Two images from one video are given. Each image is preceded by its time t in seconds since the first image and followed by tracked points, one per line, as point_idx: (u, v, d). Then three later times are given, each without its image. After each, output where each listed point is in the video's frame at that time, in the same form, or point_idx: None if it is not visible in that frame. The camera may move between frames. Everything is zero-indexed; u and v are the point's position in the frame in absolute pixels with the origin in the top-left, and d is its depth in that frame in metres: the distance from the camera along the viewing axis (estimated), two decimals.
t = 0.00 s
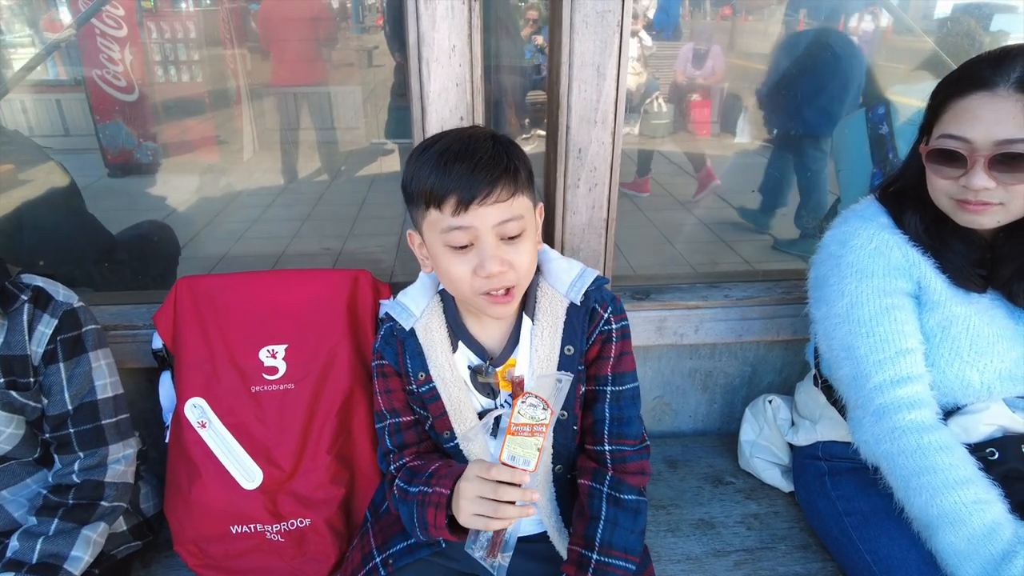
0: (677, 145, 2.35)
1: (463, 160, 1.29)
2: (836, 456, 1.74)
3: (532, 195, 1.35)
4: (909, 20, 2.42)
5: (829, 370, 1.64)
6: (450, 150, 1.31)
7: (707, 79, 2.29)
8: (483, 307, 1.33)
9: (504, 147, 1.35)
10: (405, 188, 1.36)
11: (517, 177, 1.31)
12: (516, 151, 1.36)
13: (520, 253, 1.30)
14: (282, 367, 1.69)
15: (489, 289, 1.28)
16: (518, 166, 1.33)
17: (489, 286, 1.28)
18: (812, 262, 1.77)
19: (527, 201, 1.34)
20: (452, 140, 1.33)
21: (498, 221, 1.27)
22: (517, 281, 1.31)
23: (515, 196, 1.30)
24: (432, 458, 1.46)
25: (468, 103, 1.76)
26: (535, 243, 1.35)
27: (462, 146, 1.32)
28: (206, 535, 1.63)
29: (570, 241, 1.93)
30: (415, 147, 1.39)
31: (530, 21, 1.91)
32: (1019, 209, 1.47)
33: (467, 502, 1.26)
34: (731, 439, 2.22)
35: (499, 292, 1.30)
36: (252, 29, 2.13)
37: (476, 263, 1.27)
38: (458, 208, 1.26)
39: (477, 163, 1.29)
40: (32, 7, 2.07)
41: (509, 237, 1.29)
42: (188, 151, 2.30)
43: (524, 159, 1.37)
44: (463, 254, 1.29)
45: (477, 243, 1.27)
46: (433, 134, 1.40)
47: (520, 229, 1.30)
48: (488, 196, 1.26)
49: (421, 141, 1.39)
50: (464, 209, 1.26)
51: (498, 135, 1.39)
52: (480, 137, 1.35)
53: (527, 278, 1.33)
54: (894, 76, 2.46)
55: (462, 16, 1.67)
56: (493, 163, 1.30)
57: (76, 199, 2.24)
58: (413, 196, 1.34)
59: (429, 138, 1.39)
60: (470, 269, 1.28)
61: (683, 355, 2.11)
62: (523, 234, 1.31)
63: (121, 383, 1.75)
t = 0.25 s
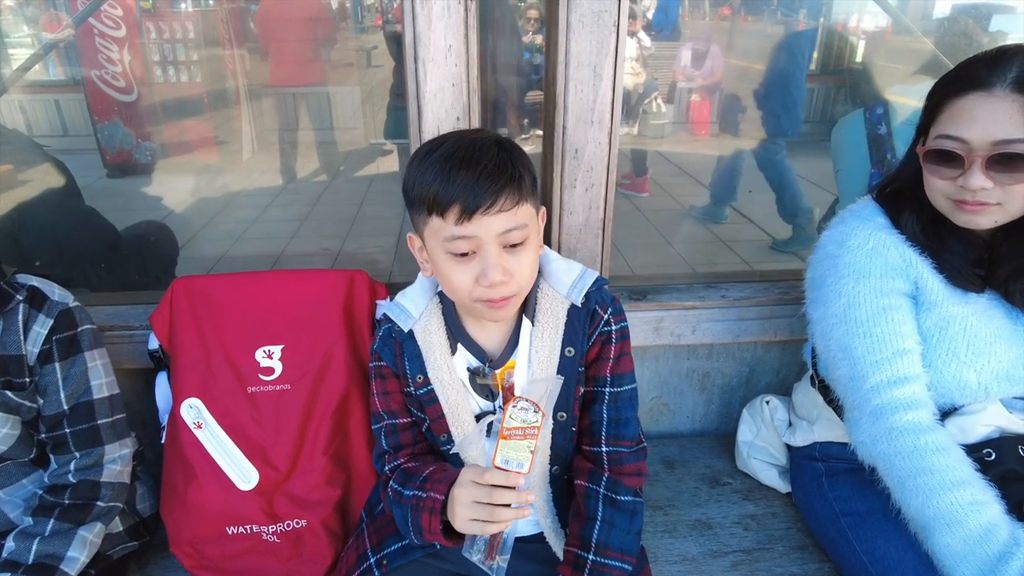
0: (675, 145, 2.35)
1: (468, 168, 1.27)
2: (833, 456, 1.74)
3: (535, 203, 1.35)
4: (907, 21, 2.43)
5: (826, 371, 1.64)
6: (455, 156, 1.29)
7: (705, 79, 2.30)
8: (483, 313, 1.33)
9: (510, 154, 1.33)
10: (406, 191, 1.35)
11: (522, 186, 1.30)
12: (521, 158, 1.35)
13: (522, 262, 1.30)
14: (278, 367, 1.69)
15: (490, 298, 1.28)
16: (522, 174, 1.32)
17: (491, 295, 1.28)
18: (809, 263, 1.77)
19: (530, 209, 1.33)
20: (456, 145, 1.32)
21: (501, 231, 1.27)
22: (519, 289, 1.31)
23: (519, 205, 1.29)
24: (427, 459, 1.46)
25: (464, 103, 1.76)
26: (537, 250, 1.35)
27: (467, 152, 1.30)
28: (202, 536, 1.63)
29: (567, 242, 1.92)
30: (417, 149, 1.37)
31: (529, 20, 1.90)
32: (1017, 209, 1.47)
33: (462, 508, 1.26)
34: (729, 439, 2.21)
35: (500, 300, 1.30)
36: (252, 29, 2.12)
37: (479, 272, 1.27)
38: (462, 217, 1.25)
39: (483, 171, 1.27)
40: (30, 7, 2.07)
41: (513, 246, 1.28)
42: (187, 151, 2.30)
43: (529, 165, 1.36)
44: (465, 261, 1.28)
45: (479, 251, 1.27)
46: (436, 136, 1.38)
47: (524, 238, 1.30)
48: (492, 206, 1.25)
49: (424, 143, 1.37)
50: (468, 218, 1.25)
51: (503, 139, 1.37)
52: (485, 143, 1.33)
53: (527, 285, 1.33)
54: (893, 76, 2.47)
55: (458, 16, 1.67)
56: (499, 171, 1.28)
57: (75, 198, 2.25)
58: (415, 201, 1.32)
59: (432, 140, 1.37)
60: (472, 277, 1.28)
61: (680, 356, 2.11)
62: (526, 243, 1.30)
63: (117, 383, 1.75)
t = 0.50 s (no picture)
0: (674, 146, 2.35)
1: (462, 173, 1.26)
2: (831, 457, 1.73)
3: (531, 208, 1.33)
4: (906, 21, 2.44)
5: (825, 370, 1.63)
6: (449, 162, 1.28)
7: (705, 79, 2.29)
8: (476, 319, 1.33)
9: (505, 159, 1.32)
10: (401, 195, 1.34)
11: (517, 192, 1.29)
12: (517, 163, 1.33)
13: (516, 268, 1.29)
14: (274, 367, 1.68)
15: (483, 305, 1.28)
16: (518, 179, 1.30)
17: (484, 302, 1.27)
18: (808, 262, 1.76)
19: (525, 215, 1.32)
20: (451, 150, 1.30)
21: (495, 238, 1.26)
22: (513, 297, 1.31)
23: (514, 212, 1.28)
24: (421, 463, 1.46)
25: (461, 102, 1.75)
26: (533, 257, 1.34)
27: (462, 157, 1.29)
28: (198, 537, 1.62)
29: (564, 241, 1.92)
30: (413, 153, 1.36)
31: (528, 19, 1.89)
32: None
33: (446, 519, 1.26)
34: (727, 439, 2.21)
35: (493, 308, 1.29)
36: (250, 30, 2.13)
37: (472, 278, 1.26)
38: (455, 224, 1.24)
39: (477, 177, 1.26)
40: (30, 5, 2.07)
41: (506, 253, 1.27)
42: (185, 151, 2.31)
43: (526, 171, 1.34)
44: (458, 267, 1.28)
45: (472, 258, 1.26)
46: (432, 139, 1.37)
47: (518, 244, 1.29)
48: (486, 213, 1.24)
49: (420, 147, 1.36)
50: (462, 225, 1.24)
51: (500, 144, 1.36)
52: (480, 148, 1.32)
53: (522, 292, 1.32)
54: (892, 76, 2.47)
55: (455, 15, 1.66)
56: (493, 177, 1.27)
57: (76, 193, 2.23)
58: (409, 205, 1.32)
59: (428, 144, 1.36)
60: (465, 284, 1.27)
61: (679, 356, 2.10)
62: (520, 249, 1.29)
63: (113, 384, 1.75)
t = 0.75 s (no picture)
0: (675, 146, 2.34)
1: (449, 186, 1.26)
2: (831, 457, 1.73)
3: (521, 220, 1.32)
4: (906, 22, 2.40)
5: (825, 370, 1.63)
6: (437, 173, 1.28)
7: (704, 79, 2.28)
8: (465, 327, 1.34)
9: (494, 170, 1.31)
10: (393, 204, 1.35)
11: (505, 205, 1.28)
12: (507, 174, 1.32)
13: (504, 281, 1.29)
14: (274, 368, 1.68)
15: (470, 316, 1.28)
16: (506, 191, 1.29)
17: (471, 314, 1.28)
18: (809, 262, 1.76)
19: (514, 227, 1.30)
20: (441, 160, 1.30)
21: (480, 251, 1.25)
22: (500, 308, 1.30)
23: (500, 225, 1.27)
24: (419, 465, 1.47)
25: (461, 102, 1.75)
26: (523, 268, 1.33)
27: (451, 168, 1.28)
28: (197, 538, 1.62)
29: (564, 242, 1.92)
30: (405, 161, 1.36)
31: (527, 19, 1.90)
32: None
33: (434, 527, 1.27)
34: (727, 439, 2.21)
35: (480, 318, 1.29)
36: (249, 29, 2.11)
37: (458, 291, 1.27)
38: (441, 237, 1.24)
39: (463, 190, 1.25)
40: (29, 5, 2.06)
41: (493, 266, 1.27)
42: (184, 152, 2.27)
43: (516, 181, 1.33)
44: (446, 278, 1.28)
45: (460, 270, 1.27)
46: (425, 147, 1.37)
47: (505, 257, 1.28)
48: (470, 226, 1.24)
49: (412, 155, 1.36)
50: (446, 238, 1.24)
51: (490, 153, 1.35)
52: (470, 158, 1.31)
53: (511, 304, 1.32)
54: (892, 77, 2.47)
55: (455, 15, 1.66)
56: (480, 190, 1.26)
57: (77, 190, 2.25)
58: (399, 214, 1.32)
59: (420, 152, 1.36)
60: (452, 295, 1.28)
61: (678, 356, 2.10)
62: (507, 262, 1.29)
63: (114, 381, 1.75)
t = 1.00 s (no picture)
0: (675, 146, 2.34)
1: (445, 182, 1.26)
2: (831, 457, 1.73)
3: (517, 219, 1.32)
4: (906, 22, 2.40)
5: (827, 369, 1.63)
6: (433, 169, 1.28)
7: (702, 80, 2.26)
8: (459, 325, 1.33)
9: (491, 168, 1.31)
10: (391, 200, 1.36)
11: (500, 203, 1.28)
12: (504, 172, 1.32)
13: (497, 279, 1.28)
14: (274, 367, 1.68)
15: (462, 313, 1.27)
16: (501, 189, 1.29)
17: (463, 311, 1.27)
18: (811, 260, 1.75)
19: (509, 226, 1.30)
20: (438, 157, 1.30)
21: (473, 248, 1.25)
22: (493, 307, 1.29)
23: (495, 223, 1.27)
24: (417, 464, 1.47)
25: (460, 101, 1.75)
26: (519, 269, 1.32)
27: (447, 165, 1.29)
28: (196, 538, 1.61)
29: (563, 242, 1.92)
30: (404, 158, 1.37)
31: (526, 20, 1.90)
32: None
33: (428, 519, 1.27)
34: (726, 439, 2.21)
35: (473, 316, 1.28)
36: (248, 29, 2.10)
37: (450, 287, 1.26)
38: (434, 233, 1.25)
39: (459, 187, 1.26)
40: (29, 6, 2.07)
41: (486, 263, 1.26)
42: (184, 152, 2.26)
43: (513, 180, 1.33)
44: (440, 275, 1.28)
45: (453, 266, 1.26)
46: (425, 144, 1.38)
47: (499, 255, 1.27)
48: (464, 223, 1.24)
49: (411, 151, 1.36)
50: (440, 234, 1.25)
51: (488, 151, 1.35)
52: (467, 156, 1.31)
53: (505, 303, 1.31)
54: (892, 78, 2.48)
55: (454, 15, 1.66)
56: (475, 187, 1.26)
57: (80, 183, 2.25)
58: (396, 210, 1.33)
59: (420, 148, 1.37)
60: (444, 291, 1.27)
61: (678, 356, 2.10)
62: (501, 260, 1.28)
63: (111, 378, 1.75)
